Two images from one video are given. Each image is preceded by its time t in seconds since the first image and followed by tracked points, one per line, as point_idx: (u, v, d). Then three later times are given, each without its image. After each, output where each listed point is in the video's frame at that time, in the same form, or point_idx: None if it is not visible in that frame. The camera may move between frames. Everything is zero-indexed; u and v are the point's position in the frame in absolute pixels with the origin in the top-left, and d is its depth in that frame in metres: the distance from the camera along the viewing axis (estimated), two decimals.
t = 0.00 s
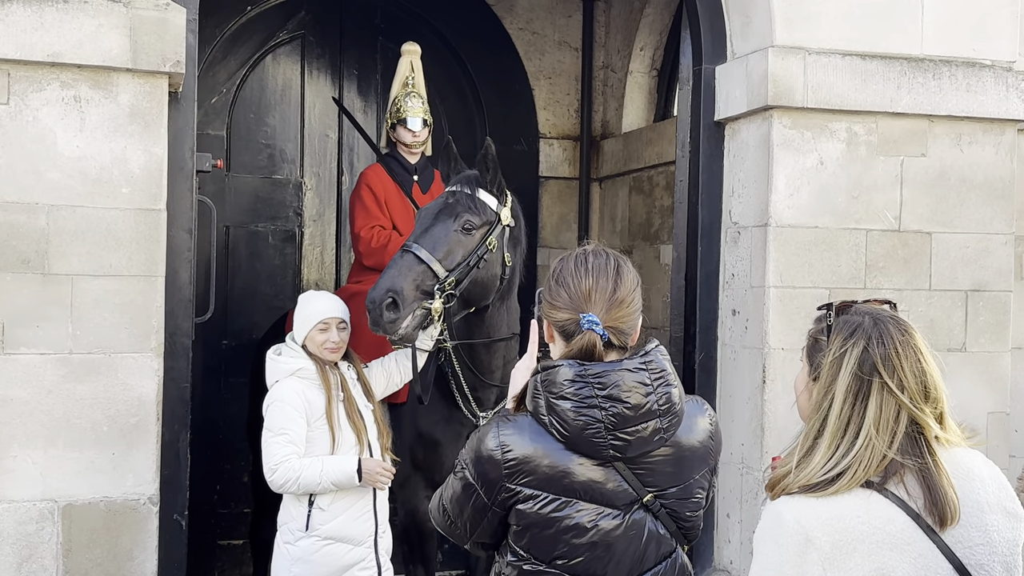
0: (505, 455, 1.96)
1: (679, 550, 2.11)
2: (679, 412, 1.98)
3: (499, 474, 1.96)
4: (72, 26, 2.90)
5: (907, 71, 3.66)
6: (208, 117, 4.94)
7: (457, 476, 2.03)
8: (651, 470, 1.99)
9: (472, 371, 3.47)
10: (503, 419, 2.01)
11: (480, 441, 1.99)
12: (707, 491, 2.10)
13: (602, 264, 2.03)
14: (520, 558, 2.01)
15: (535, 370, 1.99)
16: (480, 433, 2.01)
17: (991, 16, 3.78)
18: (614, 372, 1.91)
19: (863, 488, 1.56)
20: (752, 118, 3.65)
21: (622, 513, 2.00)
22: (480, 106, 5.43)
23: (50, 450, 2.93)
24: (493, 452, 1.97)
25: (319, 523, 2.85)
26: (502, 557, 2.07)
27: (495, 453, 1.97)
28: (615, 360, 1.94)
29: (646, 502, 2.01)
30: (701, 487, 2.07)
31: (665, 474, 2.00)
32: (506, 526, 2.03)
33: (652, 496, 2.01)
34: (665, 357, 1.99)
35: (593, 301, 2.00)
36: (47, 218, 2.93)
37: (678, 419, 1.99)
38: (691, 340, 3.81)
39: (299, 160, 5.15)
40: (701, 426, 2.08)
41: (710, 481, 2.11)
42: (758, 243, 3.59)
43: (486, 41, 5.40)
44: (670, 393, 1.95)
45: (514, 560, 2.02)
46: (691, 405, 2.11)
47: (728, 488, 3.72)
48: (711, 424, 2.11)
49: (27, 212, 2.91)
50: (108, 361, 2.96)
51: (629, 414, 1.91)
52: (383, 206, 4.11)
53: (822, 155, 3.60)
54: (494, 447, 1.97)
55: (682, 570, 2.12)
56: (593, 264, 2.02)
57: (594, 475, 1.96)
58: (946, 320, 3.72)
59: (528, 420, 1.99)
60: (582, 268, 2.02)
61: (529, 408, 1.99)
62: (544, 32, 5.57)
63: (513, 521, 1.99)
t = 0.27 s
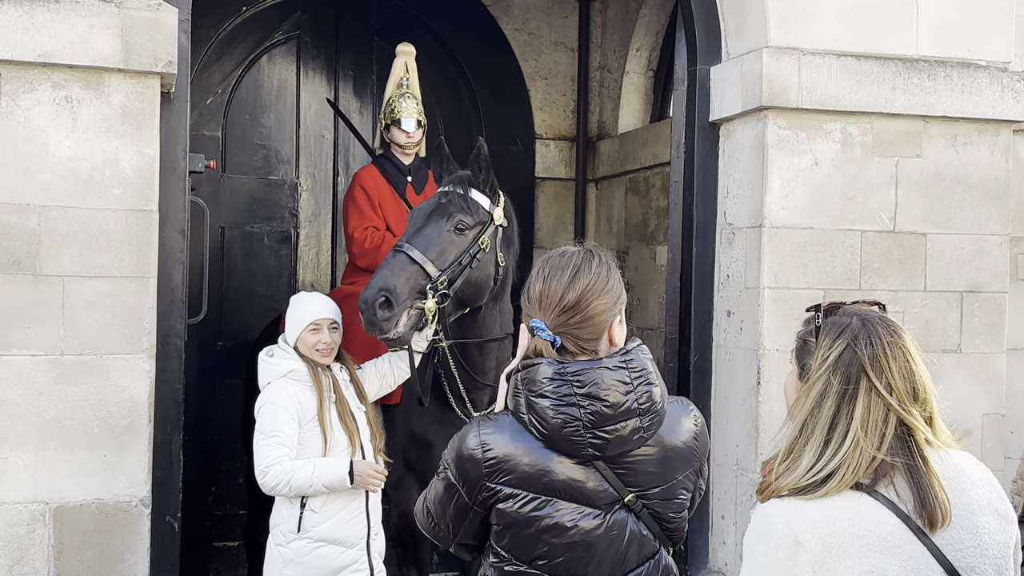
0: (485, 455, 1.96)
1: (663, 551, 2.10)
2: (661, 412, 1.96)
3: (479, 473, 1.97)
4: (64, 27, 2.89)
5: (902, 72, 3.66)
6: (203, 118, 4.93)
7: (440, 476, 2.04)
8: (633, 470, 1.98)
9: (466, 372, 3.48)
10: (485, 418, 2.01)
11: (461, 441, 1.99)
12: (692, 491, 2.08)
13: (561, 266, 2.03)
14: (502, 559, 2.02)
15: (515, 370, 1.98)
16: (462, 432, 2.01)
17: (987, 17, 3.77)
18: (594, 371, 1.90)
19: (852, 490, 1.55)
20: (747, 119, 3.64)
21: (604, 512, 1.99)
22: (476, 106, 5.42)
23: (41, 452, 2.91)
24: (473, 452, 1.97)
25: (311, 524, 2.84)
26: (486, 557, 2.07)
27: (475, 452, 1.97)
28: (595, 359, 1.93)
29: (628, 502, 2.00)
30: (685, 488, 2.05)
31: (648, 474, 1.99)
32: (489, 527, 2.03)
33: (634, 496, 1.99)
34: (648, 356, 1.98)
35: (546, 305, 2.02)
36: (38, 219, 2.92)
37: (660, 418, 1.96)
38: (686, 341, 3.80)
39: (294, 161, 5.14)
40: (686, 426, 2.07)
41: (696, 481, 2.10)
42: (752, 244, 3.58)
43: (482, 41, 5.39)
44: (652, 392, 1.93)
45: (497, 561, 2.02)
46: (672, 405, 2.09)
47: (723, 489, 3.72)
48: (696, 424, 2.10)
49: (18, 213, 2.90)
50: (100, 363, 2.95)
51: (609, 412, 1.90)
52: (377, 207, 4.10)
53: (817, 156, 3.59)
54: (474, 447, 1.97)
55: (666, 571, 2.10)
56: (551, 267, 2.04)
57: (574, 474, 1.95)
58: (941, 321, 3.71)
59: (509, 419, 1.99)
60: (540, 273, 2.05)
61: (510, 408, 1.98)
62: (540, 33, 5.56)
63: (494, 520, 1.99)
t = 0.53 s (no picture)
0: (468, 451, 1.98)
1: (650, 554, 2.07)
2: (645, 411, 1.94)
3: (462, 469, 1.99)
4: (59, 28, 2.89)
5: (898, 74, 3.65)
6: (200, 120, 4.92)
7: (428, 474, 2.07)
8: (617, 468, 1.97)
9: (461, 376, 3.48)
10: (472, 416, 2.03)
11: (446, 438, 2.02)
12: (681, 494, 2.05)
13: (546, 267, 2.05)
14: (486, 557, 2.02)
15: (501, 365, 1.99)
16: (449, 429, 2.04)
17: (983, 19, 3.77)
18: (577, 366, 1.89)
19: (845, 493, 1.55)
20: (743, 121, 3.64)
21: (586, 510, 1.98)
22: (473, 108, 5.41)
23: (36, 455, 2.91)
24: (457, 448, 1.99)
25: (305, 527, 2.83)
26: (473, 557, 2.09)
27: (459, 449, 1.99)
28: (579, 355, 1.92)
29: (611, 501, 1.99)
30: (672, 489, 2.03)
31: (632, 474, 1.98)
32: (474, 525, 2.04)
33: (616, 495, 1.98)
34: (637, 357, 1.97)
35: (530, 306, 2.05)
36: (33, 221, 2.91)
37: (644, 417, 1.94)
38: (683, 343, 3.79)
39: (291, 163, 5.13)
40: (672, 426, 2.04)
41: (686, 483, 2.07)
42: (749, 246, 3.58)
43: (480, 43, 5.38)
44: (635, 389, 1.91)
45: (481, 560, 2.03)
46: (656, 406, 2.06)
47: (720, 492, 3.71)
48: (685, 424, 2.07)
49: (13, 215, 2.89)
50: (94, 365, 2.95)
51: (589, 408, 1.88)
52: (373, 209, 4.09)
53: (814, 158, 3.59)
54: (459, 443, 1.99)
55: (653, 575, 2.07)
56: (537, 268, 2.06)
57: (555, 470, 1.95)
58: (938, 323, 3.71)
59: (496, 417, 2.01)
60: (527, 273, 2.08)
61: (496, 404, 1.99)
62: (537, 35, 5.56)
63: (477, 517, 2.00)
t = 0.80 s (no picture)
0: (459, 447, 2.00)
1: (643, 557, 2.02)
2: (636, 409, 1.92)
3: (453, 465, 2.00)
4: (58, 31, 2.89)
5: (898, 77, 3.65)
6: (199, 122, 4.92)
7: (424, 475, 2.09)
8: (608, 467, 1.93)
9: (459, 379, 3.48)
10: (468, 416, 2.05)
11: (440, 435, 2.04)
12: (676, 498, 2.01)
13: (541, 267, 2.06)
14: (476, 557, 2.02)
15: (495, 363, 2.00)
16: (445, 429, 2.06)
17: (982, 22, 3.77)
18: (565, 363, 1.90)
19: (838, 490, 1.56)
20: (743, 124, 3.64)
21: (575, 508, 1.96)
22: (473, 110, 5.42)
23: (35, 458, 2.91)
24: (450, 445, 2.01)
25: (304, 530, 2.83)
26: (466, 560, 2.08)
27: (452, 445, 2.01)
28: (569, 353, 1.93)
29: (601, 500, 1.96)
30: (667, 489, 1.99)
31: (625, 473, 1.94)
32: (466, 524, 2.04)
33: (607, 494, 1.95)
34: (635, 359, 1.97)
35: (525, 306, 2.06)
36: (32, 224, 2.91)
37: (635, 417, 1.93)
38: (682, 346, 3.79)
39: (290, 165, 5.13)
40: (668, 427, 2.00)
41: (684, 485, 2.02)
42: (748, 249, 3.58)
43: (479, 45, 5.39)
44: (626, 387, 1.90)
45: (471, 558, 2.03)
46: (650, 406, 2.03)
47: (719, 495, 3.71)
48: (681, 426, 2.03)
49: (12, 218, 2.89)
50: (93, 368, 2.94)
51: (577, 404, 1.88)
52: (372, 211, 4.09)
53: (813, 161, 3.59)
54: (452, 440, 2.01)
55: None
56: (532, 268, 2.07)
57: (543, 467, 1.94)
58: (937, 326, 3.71)
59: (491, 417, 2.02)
60: (523, 273, 2.08)
61: (490, 404, 2.01)
62: (536, 37, 5.56)
63: (467, 514, 2.00)
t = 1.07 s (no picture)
0: (457, 447, 2.00)
1: (641, 557, 2.01)
2: (633, 405, 1.91)
3: (451, 464, 2.00)
4: (60, 34, 2.89)
5: (899, 80, 3.65)
6: (200, 124, 4.93)
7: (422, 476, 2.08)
8: (605, 463, 1.93)
9: (461, 382, 3.49)
10: (467, 416, 2.05)
11: (439, 436, 2.04)
12: (676, 497, 2.00)
13: (541, 267, 2.06)
14: (475, 555, 2.02)
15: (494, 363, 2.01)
16: (444, 429, 2.06)
17: (983, 25, 3.77)
18: (562, 359, 1.90)
19: (825, 487, 1.58)
20: (744, 126, 3.64)
21: (573, 504, 1.95)
22: (474, 113, 5.42)
23: (36, 460, 2.91)
24: (448, 444, 2.01)
25: (305, 535, 2.83)
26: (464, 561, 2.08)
27: (450, 445, 2.01)
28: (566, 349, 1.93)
29: (599, 497, 1.95)
30: (665, 489, 1.97)
31: (623, 469, 1.93)
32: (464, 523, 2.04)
33: (604, 491, 1.95)
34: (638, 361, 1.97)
35: (524, 305, 2.05)
36: (34, 227, 2.91)
37: (633, 413, 1.92)
38: (683, 349, 3.78)
39: (292, 167, 5.13)
40: (665, 426, 1.98)
41: (683, 486, 2.00)
42: (750, 251, 3.58)
43: (480, 48, 5.39)
44: (623, 383, 1.90)
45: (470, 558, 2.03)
46: (647, 405, 2.01)
47: (720, 498, 3.71)
48: (678, 425, 2.01)
49: (14, 221, 2.89)
50: (95, 371, 2.94)
51: (574, 400, 1.88)
52: (373, 214, 4.09)
53: (814, 163, 3.59)
54: (450, 439, 2.01)
55: None
56: (532, 267, 2.07)
57: (541, 464, 1.94)
58: (938, 328, 3.71)
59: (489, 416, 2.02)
60: (522, 273, 2.09)
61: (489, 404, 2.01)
62: (537, 39, 5.56)
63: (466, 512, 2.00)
